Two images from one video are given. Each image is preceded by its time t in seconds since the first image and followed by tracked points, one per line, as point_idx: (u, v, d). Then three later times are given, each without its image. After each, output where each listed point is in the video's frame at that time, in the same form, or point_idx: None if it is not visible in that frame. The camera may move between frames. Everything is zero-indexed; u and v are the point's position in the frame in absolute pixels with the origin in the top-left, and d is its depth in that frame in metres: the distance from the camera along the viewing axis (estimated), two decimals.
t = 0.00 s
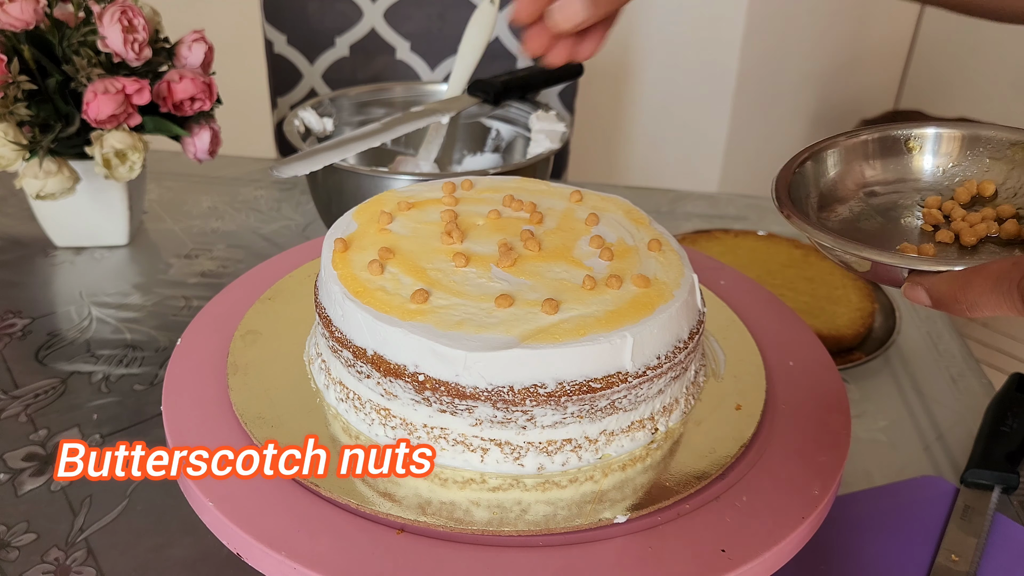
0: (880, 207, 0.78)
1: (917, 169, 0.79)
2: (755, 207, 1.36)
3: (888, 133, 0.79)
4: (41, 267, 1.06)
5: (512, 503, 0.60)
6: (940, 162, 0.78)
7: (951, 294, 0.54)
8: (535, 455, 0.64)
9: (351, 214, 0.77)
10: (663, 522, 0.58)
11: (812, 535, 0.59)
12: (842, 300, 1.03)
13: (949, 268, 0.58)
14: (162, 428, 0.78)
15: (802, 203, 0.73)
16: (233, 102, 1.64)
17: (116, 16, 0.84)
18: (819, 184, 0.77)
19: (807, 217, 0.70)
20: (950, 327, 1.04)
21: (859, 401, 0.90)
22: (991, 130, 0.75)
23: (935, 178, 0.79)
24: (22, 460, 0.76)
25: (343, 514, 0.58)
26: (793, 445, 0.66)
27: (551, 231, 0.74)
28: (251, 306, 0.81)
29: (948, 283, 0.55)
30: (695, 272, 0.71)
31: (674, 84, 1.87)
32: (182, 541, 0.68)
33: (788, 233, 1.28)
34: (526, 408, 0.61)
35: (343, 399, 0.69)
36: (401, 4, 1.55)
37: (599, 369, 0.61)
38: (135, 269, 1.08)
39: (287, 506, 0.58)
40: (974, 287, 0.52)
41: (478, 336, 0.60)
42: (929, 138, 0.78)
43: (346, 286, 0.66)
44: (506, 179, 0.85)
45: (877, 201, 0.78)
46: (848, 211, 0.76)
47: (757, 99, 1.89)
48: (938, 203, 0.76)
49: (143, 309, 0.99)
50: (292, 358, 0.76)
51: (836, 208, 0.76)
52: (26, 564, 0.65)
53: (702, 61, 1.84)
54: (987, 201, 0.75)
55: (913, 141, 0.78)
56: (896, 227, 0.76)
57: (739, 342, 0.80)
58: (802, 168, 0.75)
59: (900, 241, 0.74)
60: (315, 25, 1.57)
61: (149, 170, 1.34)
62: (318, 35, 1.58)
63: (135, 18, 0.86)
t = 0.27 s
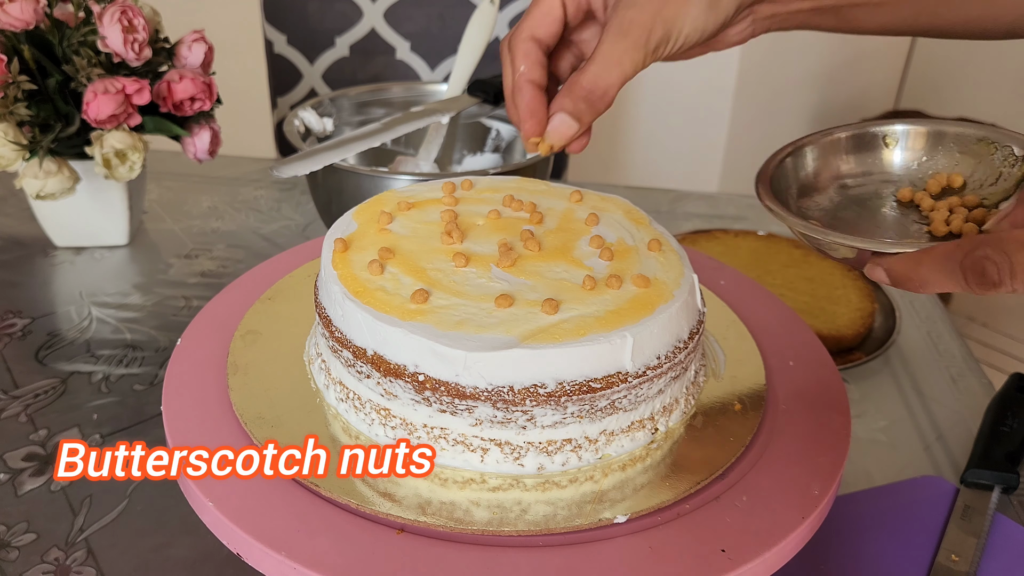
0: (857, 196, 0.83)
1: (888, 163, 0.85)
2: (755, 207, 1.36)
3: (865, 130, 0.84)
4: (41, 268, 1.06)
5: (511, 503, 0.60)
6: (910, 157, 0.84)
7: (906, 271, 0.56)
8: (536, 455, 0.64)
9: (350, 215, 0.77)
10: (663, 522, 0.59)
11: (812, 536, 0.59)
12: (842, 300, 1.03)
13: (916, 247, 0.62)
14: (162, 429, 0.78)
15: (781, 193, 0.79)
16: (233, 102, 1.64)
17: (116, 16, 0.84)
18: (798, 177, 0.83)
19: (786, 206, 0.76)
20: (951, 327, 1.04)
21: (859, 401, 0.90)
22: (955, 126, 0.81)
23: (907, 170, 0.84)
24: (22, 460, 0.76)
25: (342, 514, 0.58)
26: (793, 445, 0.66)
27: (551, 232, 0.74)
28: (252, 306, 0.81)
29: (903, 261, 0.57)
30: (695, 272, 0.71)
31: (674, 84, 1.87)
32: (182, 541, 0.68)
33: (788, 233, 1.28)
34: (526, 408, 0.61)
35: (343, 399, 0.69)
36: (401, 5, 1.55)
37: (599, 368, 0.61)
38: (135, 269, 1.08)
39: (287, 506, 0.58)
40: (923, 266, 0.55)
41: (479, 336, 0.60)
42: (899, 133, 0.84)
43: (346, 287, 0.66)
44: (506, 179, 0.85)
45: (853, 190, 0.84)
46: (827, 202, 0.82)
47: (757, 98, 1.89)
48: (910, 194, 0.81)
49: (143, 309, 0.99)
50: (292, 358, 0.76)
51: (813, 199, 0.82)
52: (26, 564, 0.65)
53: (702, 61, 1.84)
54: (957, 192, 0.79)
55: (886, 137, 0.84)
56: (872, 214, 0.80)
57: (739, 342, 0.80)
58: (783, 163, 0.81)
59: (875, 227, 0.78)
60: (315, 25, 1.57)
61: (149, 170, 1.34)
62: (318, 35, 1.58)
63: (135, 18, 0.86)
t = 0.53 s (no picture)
0: (932, 244, 0.74)
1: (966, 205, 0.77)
2: (754, 207, 1.36)
3: (933, 168, 0.77)
4: (41, 267, 1.06)
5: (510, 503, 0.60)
6: (991, 197, 0.76)
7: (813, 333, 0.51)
8: (535, 455, 0.64)
9: (350, 214, 0.77)
10: (662, 522, 0.58)
11: (812, 536, 0.59)
12: (842, 300, 1.03)
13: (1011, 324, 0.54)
14: (162, 429, 0.79)
15: (852, 247, 0.69)
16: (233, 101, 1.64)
17: (116, 16, 0.84)
18: (867, 229, 0.74)
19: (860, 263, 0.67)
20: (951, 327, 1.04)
21: (859, 401, 0.90)
22: None
23: (987, 212, 0.76)
24: (22, 460, 0.76)
25: (342, 513, 0.58)
26: (793, 446, 0.66)
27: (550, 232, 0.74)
28: (252, 306, 0.81)
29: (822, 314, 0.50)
30: (694, 272, 0.71)
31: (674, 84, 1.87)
32: (183, 541, 0.68)
33: (788, 233, 1.28)
34: (526, 408, 0.61)
35: (343, 398, 0.69)
36: (401, 4, 1.55)
37: (599, 369, 0.61)
38: (135, 269, 1.08)
39: (287, 505, 0.58)
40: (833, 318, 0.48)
41: (479, 336, 0.60)
42: (980, 171, 0.76)
43: (347, 287, 0.66)
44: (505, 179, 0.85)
45: (930, 240, 0.75)
46: (899, 254, 0.72)
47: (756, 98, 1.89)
48: (987, 240, 0.73)
49: (143, 309, 0.99)
50: (292, 358, 0.76)
51: (887, 252, 0.72)
52: (26, 564, 0.65)
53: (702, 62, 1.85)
54: None
55: (960, 175, 0.76)
56: (951, 266, 0.72)
57: (739, 342, 0.80)
58: (850, 212, 0.72)
59: (958, 283, 0.69)
60: (315, 25, 1.57)
61: (149, 170, 1.34)
62: (318, 35, 1.58)
63: (135, 18, 0.86)
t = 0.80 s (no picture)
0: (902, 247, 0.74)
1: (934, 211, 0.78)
2: (754, 207, 1.36)
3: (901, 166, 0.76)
4: (41, 267, 1.06)
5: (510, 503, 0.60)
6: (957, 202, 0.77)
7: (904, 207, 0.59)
8: (535, 455, 0.64)
9: (350, 215, 0.77)
10: (662, 522, 0.58)
11: (812, 536, 0.59)
12: (842, 300, 1.03)
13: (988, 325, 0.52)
14: (162, 428, 0.79)
15: (831, 249, 0.66)
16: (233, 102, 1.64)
17: (116, 16, 0.84)
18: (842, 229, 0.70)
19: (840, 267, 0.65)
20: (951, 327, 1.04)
21: (860, 401, 0.90)
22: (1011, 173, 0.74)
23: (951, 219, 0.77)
24: (22, 460, 0.76)
25: (342, 513, 0.58)
26: (793, 446, 0.66)
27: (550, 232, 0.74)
28: (252, 306, 0.81)
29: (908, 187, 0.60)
30: (694, 272, 0.71)
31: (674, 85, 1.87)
32: (183, 541, 0.68)
33: (788, 233, 1.28)
34: (526, 408, 0.61)
35: (343, 398, 0.69)
36: (401, 5, 1.55)
37: (599, 369, 0.61)
38: (135, 269, 1.08)
39: (287, 506, 0.58)
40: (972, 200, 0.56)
41: (479, 336, 0.60)
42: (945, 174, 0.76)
43: (347, 287, 0.66)
44: (506, 179, 0.85)
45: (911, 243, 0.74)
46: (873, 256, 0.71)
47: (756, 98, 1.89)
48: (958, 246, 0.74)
49: (143, 309, 0.99)
50: (292, 358, 0.76)
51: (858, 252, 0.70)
52: (26, 564, 0.65)
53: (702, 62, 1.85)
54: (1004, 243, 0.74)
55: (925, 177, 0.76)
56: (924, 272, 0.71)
57: (739, 342, 0.80)
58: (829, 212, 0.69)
59: (934, 290, 0.69)
60: (315, 25, 1.57)
61: (149, 170, 1.34)
62: (318, 35, 1.58)
63: (135, 18, 0.86)
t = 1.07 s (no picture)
0: (916, 266, 0.73)
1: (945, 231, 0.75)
2: (755, 207, 1.36)
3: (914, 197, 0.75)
4: (41, 267, 1.06)
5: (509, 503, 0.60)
6: (968, 222, 0.74)
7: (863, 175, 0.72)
8: (535, 455, 0.64)
9: (349, 215, 0.77)
10: (662, 522, 0.58)
11: (812, 536, 0.59)
12: (842, 300, 1.03)
13: (991, 321, 0.55)
14: (161, 429, 0.79)
15: (837, 266, 0.69)
16: (234, 101, 1.64)
17: (116, 16, 0.84)
18: (854, 250, 0.73)
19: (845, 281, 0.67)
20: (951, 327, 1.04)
21: (860, 401, 0.90)
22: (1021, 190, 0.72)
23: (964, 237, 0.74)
24: (22, 460, 0.76)
25: (342, 513, 0.58)
26: (793, 446, 0.66)
27: (550, 232, 0.74)
28: (252, 307, 0.81)
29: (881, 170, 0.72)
30: (694, 272, 0.71)
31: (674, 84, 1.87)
32: (182, 541, 0.68)
33: (788, 233, 1.28)
34: (526, 408, 0.61)
35: (342, 398, 0.69)
36: (401, 4, 1.55)
37: (600, 368, 0.61)
38: (135, 269, 1.08)
39: (287, 506, 0.58)
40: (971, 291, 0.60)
41: (479, 337, 0.60)
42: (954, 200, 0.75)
43: (347, 287, 0.66)
44: (505, 179, 0.85)
45: (912, 262, 0.74)
46: (884, 273, 0.72)
47: (757, 98, 1.89)
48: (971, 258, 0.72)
49: (143, 309, 0.99)
50: (293, 358, 0.76)
51: (871, 273, 0.72)
52: (26, 564, 0.65)
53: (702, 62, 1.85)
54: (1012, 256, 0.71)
55: (938, 203, 0.75)
56: (932, 285, 0.71)
57: (739, 342, 0.80)
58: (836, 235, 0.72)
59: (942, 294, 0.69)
60: (315, 25, 1.57)
61: (149, 170, 1.34)
62: (317, 35, 1.58)
63: (135, 18, 0.86)
